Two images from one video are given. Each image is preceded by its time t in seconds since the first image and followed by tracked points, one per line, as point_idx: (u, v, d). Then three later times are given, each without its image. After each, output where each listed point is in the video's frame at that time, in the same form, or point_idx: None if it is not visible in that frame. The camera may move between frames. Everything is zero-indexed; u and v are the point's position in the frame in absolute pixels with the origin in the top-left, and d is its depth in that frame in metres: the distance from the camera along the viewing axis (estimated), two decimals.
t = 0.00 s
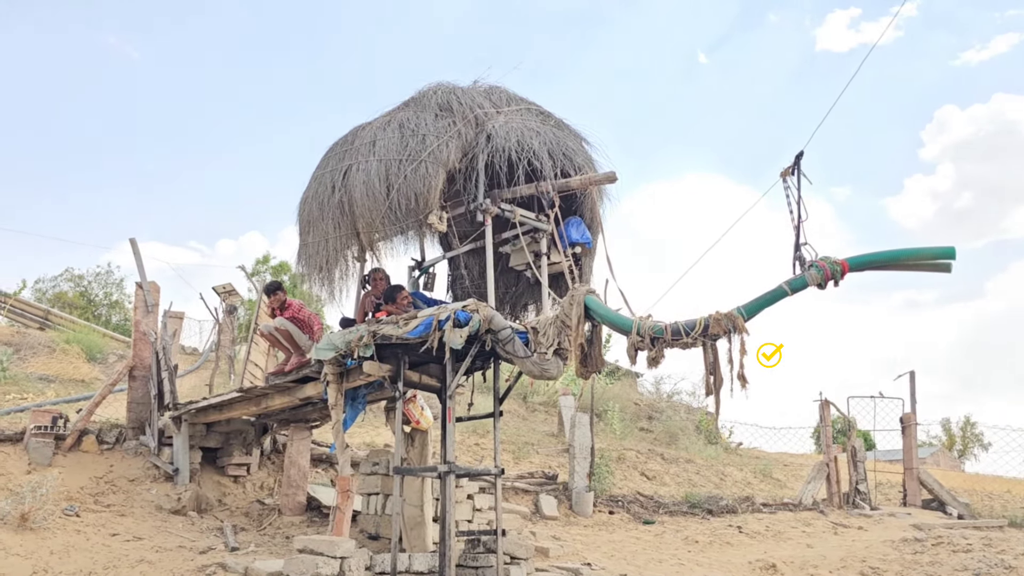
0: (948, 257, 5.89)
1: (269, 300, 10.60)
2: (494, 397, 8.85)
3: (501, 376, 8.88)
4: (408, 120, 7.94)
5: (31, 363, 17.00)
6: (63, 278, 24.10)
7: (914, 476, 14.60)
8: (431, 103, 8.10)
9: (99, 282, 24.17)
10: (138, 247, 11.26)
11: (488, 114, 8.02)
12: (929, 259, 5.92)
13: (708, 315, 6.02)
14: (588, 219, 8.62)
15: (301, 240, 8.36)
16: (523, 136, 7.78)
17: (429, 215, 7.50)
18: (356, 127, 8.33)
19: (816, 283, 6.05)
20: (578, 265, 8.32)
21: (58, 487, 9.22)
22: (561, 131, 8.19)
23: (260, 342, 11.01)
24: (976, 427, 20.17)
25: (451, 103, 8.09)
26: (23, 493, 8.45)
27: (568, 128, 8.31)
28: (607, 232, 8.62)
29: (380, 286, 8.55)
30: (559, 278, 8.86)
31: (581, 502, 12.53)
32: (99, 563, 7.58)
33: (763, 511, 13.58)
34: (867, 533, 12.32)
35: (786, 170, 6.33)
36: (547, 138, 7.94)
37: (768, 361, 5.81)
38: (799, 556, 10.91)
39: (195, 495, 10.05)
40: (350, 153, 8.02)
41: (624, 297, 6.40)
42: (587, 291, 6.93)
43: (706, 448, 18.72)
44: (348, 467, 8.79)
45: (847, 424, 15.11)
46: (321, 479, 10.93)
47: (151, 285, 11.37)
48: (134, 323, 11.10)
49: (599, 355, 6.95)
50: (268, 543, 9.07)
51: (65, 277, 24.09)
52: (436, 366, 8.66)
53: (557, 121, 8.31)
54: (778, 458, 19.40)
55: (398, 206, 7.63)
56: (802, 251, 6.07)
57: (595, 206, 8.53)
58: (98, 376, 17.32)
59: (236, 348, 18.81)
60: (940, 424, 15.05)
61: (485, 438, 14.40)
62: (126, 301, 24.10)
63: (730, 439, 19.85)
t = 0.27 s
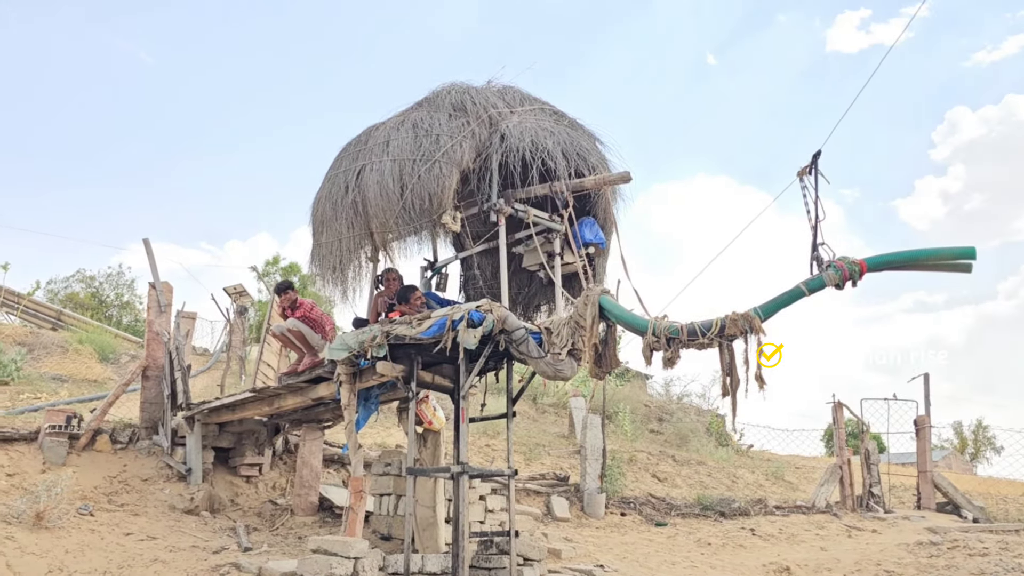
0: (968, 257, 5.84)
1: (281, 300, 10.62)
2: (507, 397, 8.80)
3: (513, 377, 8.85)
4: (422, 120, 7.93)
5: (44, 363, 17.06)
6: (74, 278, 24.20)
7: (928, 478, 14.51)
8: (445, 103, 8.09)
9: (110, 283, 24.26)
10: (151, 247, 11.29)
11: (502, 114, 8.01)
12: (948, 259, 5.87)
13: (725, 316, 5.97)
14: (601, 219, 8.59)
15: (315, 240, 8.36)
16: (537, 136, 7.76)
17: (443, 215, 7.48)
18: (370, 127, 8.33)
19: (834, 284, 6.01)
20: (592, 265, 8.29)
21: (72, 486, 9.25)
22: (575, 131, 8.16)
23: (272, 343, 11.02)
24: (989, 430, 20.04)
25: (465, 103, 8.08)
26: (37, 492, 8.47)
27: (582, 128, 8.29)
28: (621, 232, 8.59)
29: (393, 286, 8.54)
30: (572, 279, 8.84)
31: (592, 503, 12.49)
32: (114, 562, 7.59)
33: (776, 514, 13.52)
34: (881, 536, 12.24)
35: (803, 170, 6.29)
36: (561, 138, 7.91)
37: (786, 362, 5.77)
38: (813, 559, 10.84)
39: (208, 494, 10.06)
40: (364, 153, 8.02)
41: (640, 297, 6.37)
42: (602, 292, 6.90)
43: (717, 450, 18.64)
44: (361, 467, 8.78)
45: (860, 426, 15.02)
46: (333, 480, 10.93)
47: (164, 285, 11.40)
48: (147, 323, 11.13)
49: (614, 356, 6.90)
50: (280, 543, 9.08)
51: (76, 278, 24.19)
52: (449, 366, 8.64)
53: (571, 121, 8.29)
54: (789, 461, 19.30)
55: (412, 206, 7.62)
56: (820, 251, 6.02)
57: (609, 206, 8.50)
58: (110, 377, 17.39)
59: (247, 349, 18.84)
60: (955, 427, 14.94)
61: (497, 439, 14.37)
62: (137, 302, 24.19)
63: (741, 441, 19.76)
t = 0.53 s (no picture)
0: (989, 259, 5.77)
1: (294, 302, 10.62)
2: (520, 400, 8.76)
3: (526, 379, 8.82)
4: (436, 122, 7.91)
5: (56, 365, 17.11)
6: (85, 281, 24.30)
7: (942, 484, 14.39)
8: (459, 105, 8.08)
9: (121, 285, 24.36)
10: (164, 249, 11.31)
11: (516, 116, 7.99)
12: (968, 262, 5.81)
13: (742, 318, 5.91)
14: (615, 221, 8.55)
15: (328, 242, 8.36)
16: (551, 138, 7.73)
17: (457, 217, 7.46)
18: (384, 129, 8.32)
19: (852, 286, 5.95)
20: (606, 268, 8.25)
21: (85, 487, 9.26)
22: (589, 133, 8.13)
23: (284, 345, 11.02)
24: (1002, 436, 19.89)
25: (479, 104, 8.06)
26: (52, 493, 8.49)
27: (596, 130, 8.26)
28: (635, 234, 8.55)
29: (406, 288, 8.52)
30: (586, 281, 8.81)
31: (604, 507, 12.44)
32: (128, 564, 7.60)
33: (789, 519, 13.43)
34: (896, 542, 12.14)
35: (821, 171, 6.22)
36: (576, 140, 7.88)
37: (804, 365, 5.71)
38: (827, 564, 10.76)
39: (221, 496, 10.06)
40: (378, 155, 8.01)
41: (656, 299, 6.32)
42: (617, 294, 6.85)
43: (728, 455, 18.55)
44: (374, 470, 8.76)
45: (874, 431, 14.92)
46: (344, 482, 10.92)
47: (177, 287, 11.42)
48: (160, 325, 11.15)
49: (630, 358, 6.80)
50: (293, 546, 9.06)
51: (87, 280, 24.29)
52: (462, 369, 8.62)
53: (585, 123, 8.26)
54: (801, 466, 19.19)
55: (426, 208, 7.60)
56: (838, 253, 5.96)
57: (623, 208, 8.46)
58: (122, 379, 17.43)
59: (257, 351, 18.85)
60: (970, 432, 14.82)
61: (508, 442, 14.32)
62: (148, 305, 24.27)
63: (751, 446, 19.65)
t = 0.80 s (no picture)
0: (1009, 260, 5.71)
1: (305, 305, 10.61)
2: (532, 402, 8.71)
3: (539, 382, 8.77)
4: (449, 123, 7.89)
5: (66, 367, 17.13)
6: (94, 284, 24.36)
7: (955, 489, 14.27)
8: (472, 106, 8.06)
9: (130, 289, 24.42)
10: (175, 251, 11.33)
11: (529, 117, 7.96)
12: (987, 262, 5.75)
13: (758, 319, 5.84)
14: (628, 223, 8.51)
15: (340, 243, 8.34)
16: (565, 139, 7.71)
17: (470, 218, 7.43)
18: (396, 131, 8.31)
19: (870, 287, 5.88)
20: (618, 270, 8.21)
21: (96, 489, 9.25)
22: (602, 134, 8.10)
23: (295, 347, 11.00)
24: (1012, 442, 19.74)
25: (492, 105, 8.04)
26: (64, 494, 8.48)
27: (609, 132, 8.23)
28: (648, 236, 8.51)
29: (419, 290, 8.49)
30: (599, 283, 8.77)
31: (615, 511, 12.37)
32: (139, 565, 7.58)
33: (801, 524, 13.34)
34: (909, 547, 12.04)
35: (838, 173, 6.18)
36: (589, 141, 7.86)
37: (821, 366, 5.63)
38: (840, 569, 10.67)
39: (231, 499, 10.03)
40: (391, 156, 7.99)
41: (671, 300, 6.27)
42: (632, 295, 6.79)
43: (737, 459, 18.44)
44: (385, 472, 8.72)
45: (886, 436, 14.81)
46: (355, 485, 10.89)
47: (188, 289, 11.43)
48: (171, 327, 11.15)
49: (645, 359, 6.76)
50: (303, 548, 9.04)
51: (96, 284, 24.36)
52: (474, 371, 8.58)
53: (598, 124, 8.23)
54: (811, 471, 19.07)
55: (439, 209, 7.57)
56: (856, 254, 5.90)
57: (636, 209, 8.42)
58: (132, 381, 17.45)
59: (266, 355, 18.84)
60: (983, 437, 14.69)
61: (517, 445, 14.26)
62: (156, 309, 24.32)
63: (761, 451, 19.54)
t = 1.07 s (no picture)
0: None
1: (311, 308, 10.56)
2: (541, 405, 8.63)
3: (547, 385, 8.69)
4: (458, 124, 7.85)
5: (71, 371, 17.10)
6: (101, 290, 24.38)
7: (966, 496, 14.14)
8: (481, 107, 8.01)
9: (135, 295, 24.43)
10: (181, 255, 11.30)
11: (538, 118, 7.91)
12: (1003, 263, 5.66)
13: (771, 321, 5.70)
14: (637, 225, 8.45)
15: (348, 245, 8.29)
16: (575, 139, 7.66)
17: (479, 220, 7.38)
18: (405, 132, 8.26)
19: (884, 289, 5.78)
20: (628, 272, 8.14)
21: (102, 492, 9.20)
22: (612, 135, 8.05)
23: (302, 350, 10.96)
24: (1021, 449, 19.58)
25: (501, 106, 7.99)
26: (69, 497, 8.43)
27: (619, 133, 8.17)
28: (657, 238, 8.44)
29: (426, 292, 8.43)
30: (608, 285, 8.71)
31: (623, 517, 12.28)
32: (144, 569, 7.53)
33: (810, 530, 13.23)
34: (920, 554, 11.92)
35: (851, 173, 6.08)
36: (599, 142, 7.80)
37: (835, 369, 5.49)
38: None
39: (237, 502, 9.96)
40: (399, 158, 7.94)
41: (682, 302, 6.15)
42: (642, 297, 6.71)
43: (745, 465, 18.32)
44: (392, 476, 8.65)
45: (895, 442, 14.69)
46: (361, 489, 10.83)
47: (194, 292, 11.39)
48: (177, 330, 11.11)
49: (655, 361, 6.69)
50: (309, 553, 8.97)
51: (103, 289, 24.37)
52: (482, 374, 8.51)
53: (608, 125, 8.18)
54: (819, 477, 18.93)
55: (447, 211, 7.52)
56: (870, 255, 5.79)
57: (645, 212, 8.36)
58: (137, 385, 17.41)
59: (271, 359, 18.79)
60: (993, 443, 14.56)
61: (524, 450, 14.17)
62: (162, 314, 24.31)
63: (768, 457, 19.40)
